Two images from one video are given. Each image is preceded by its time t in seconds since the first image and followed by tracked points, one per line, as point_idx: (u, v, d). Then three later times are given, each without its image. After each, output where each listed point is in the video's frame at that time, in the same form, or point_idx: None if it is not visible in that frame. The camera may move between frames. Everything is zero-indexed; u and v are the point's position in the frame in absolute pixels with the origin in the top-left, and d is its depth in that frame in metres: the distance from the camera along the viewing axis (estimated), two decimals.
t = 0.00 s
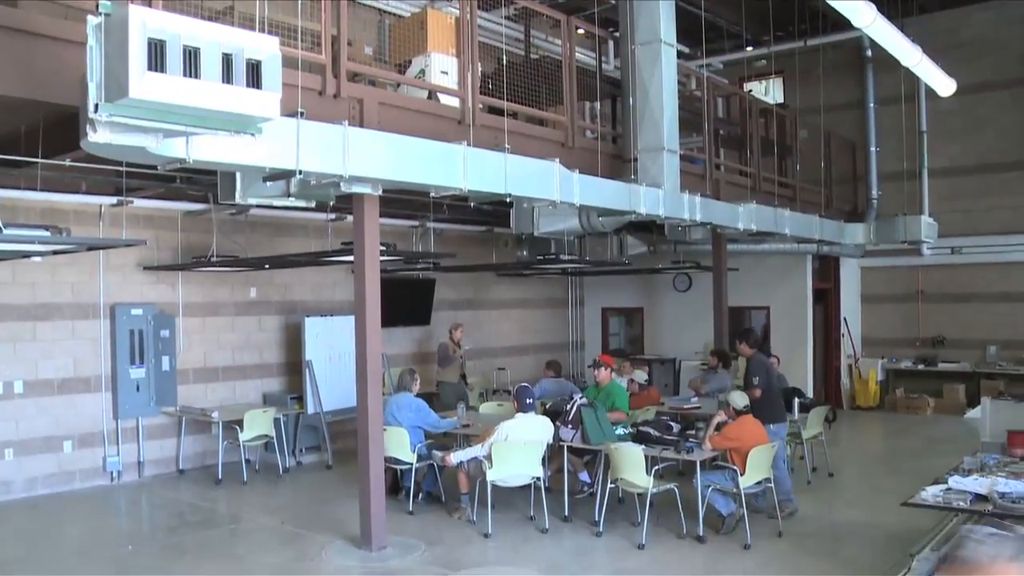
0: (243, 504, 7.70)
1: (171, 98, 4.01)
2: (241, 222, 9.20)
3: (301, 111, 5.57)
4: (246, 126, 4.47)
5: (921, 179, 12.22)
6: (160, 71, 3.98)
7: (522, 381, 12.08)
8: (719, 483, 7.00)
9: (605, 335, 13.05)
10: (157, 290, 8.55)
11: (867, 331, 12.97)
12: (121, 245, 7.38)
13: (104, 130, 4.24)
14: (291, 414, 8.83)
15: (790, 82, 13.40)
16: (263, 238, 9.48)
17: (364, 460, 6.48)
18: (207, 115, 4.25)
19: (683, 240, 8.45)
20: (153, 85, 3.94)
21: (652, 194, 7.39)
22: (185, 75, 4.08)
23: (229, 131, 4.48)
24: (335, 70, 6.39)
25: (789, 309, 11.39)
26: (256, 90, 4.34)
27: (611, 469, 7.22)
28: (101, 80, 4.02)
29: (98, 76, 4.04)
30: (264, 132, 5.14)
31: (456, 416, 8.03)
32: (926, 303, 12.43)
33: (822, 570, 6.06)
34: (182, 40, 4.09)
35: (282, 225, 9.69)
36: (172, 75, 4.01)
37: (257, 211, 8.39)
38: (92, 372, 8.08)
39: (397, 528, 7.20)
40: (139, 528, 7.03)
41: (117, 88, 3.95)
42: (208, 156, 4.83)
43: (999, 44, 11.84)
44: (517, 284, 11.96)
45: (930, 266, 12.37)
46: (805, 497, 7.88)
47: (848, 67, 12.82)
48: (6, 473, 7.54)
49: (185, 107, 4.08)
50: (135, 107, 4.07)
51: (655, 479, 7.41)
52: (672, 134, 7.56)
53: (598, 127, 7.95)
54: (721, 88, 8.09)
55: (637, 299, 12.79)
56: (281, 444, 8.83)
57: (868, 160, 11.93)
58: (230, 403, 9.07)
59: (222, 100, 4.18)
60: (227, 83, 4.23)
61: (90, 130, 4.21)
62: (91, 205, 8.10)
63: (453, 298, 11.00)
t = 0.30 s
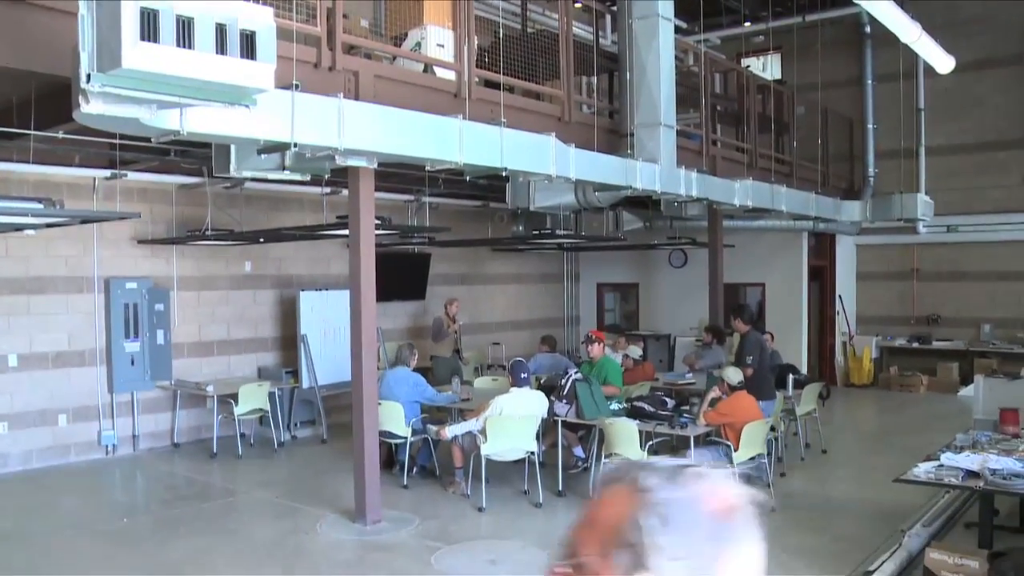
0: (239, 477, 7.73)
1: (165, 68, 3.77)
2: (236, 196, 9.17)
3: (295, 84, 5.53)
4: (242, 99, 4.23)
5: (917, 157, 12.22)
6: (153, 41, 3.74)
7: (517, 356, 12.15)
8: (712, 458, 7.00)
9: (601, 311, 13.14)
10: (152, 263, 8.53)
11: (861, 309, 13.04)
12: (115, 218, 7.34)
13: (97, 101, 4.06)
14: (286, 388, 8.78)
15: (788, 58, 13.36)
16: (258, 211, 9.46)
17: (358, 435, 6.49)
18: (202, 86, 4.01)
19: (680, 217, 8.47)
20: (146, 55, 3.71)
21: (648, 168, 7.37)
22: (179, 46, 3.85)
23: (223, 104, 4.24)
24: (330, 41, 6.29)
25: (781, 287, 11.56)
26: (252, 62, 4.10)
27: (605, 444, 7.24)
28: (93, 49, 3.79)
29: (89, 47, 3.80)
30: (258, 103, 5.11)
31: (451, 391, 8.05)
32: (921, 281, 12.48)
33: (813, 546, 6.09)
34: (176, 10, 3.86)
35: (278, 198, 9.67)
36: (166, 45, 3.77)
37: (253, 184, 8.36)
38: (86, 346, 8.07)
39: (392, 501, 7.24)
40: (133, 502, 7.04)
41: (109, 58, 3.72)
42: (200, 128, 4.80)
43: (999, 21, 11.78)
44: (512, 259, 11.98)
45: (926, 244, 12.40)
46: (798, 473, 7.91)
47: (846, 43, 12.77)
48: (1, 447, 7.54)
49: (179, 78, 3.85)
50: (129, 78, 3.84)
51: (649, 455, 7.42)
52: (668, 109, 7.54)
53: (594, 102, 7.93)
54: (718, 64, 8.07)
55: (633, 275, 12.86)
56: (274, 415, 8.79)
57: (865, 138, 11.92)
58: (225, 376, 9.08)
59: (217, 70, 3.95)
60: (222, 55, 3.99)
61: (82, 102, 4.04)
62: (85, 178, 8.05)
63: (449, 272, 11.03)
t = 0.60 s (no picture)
0: (234, 446, 7.76)
1: (161, 34, 3.72)
2: (231, 165, 9.14)
3: (292, 51, 5.43)
4: (238, 66, 4.16)
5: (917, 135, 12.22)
6: (148, 6, 3.67)
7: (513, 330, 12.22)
8: (707, 432, 7.02)
9: (597, 285, 13.23)
10: (147, 232, 8.50)
11: (858, 287, 13.10)
12: (111, 185, 7.29)
13: (92, 67, 4.01)
14: (282, 358, 8.86)
15: (789, 34, 13.29)
16: (255, 180, 9.43)
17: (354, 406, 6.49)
18: (196, 53, 3.93)
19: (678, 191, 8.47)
20: (141, 20, 3.65)
21: (646, 142, 7.35)
22: (174, 12, 3.78)
23: (219, 71, 4.16)
24: (327, 10, 6.20)
25: (780, 263, 11.62)
26: (247, 28, 4.02)
27: (600, 418, 7.25)
28: (87, 12, 3.71)
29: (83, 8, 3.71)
30: (255, 70, 5.04)
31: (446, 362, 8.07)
32: (917, 259, 12.52)
33: (805, 521, 6.12)
34: None
35: (274, 168, 9.63)
36: (161, 10, 3.71)
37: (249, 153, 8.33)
38: (80, 315, 8.06)
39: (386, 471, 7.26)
40: (128, 470, 7.05)
41: (103, 23, 3.63)
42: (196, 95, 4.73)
43: None
44: (509, 233, 12.01)
45: (924, 223, 12.42)
46: (791, 448, 7.96)
47: (848, 19, 12.69)
48: None
49: (173, 45, 3.78)
50: (123, 44, 3.76)
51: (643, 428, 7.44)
52: (668, 82, 7.51)
53: (593, 74, 7.90)
54: (719, 38, 8.04)
55: (630, 250, 12.91)
56: (270, 387, 8.87)
57: (864, 114, 11.89)
58: (220, 346, 9.09)
59: (211, 38, 3.88)
60: (218, 21, 3.91)
61: (76, 66, 3.97)
62: (79, 145, 8.00)
63: (446, 244, 11.05)
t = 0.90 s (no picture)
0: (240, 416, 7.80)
1: None
2: (237, 135, 9.13)
3: (298, 19, 5.35)
4: (245, 32, 4.09)
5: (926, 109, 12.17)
6: None
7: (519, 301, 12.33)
8: (712, 405, 7.00)
9: (604, 258, 13.32)
10: (153, 202, 8.50)
11: (865, 262, 13.15)
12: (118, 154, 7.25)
13: (98, 34, 4.00)
14: (288, 328, 8.91)
15: (799, 6, 13.19)
16: (260, 150, 9.41)
17: (359, 376, 6.49)
18: (198, 18, 3.84)
19: (686, 163, 8.53)
20: None
21: (653, 113, 7.30)
22: None
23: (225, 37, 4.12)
24: None
25: (787, 237, 11.77)
26: None
27: (605, 389, 7.24)
28: None
29: None
30: (261, 38, 4.98)
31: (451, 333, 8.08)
32: (924, 234, 12.53)
33: (809, 494, 6.12)
34: None
35: (280, 138, 9.62)
36: None
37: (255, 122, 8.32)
38: (87, 285, 8.07)
39: (392, 440, 7.31)
40: (135, 439, 7.09)
41: None
42: (203, 63, 4.70)
43: None
44: (514, 204, 12.11)
45: (932, 197, 12.40)
46: (795, 422, 7.96)
47: None
48: (5, 383, 7.61)
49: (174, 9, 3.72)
50: (124, 8, 3.74)
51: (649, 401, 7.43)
52: (676, 54, 7.48)
53: (601, 46, 7.85)
54: (728, 9, 8.00)
55: (637, 223, 12.97)
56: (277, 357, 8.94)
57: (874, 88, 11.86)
58: (226, 316, 9.13)
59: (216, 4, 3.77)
60: None
61: (81, 33, 3.96)
62: (85, 115, 7.97)
63: (452, 215, 11.11)
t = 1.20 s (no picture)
0: (248, 388, 7.85)
1: None
2: (245, 109, 9.12)
3: None
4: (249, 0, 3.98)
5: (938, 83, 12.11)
6: None
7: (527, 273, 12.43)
8: (720, 378, 6.98)
9: (612, 232, 13.39)
10: (160, 175, 8.51)
11: (873, 236, 13.16)
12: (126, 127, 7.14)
13: (104, 4, 3.97)
14: (296, 301, 8.97)
15: None
16: (268, 124, 9.40)
17: (368, 348, 6.49)
18: None
19: (695, 137, 8.60)
20: None
21: (663, 86, 7.24)
22: None
23: (233, 6, 4.07)
24: None
25: (796, 213, 11.78)
26: None
27: (613, 363, 7.24)
28: None
29: None
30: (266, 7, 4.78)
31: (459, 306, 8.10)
32: (934, 209, 12.50)
33: (816, 469, 6.10)
34: None
35: (288, 111, 9.61)
36: None
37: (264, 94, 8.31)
38: (96, 258, 8.09)
39: (399, 412, 7.34)
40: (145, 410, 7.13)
41: None
42: (213, 35, 4.56)
43: None
44: (521, 178, 12.18)
45: (943, 172, 12.35)
46: (803, 397, 7.94)
47: None
48: (15, 356, 7.66)
49: None
50: None
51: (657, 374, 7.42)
52: (686, 26, 7.42)
53: (611, 18, 7.79)
54: None
55: (646, 197, 13.01)
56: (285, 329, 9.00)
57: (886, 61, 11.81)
58: (234, 290, 9.18)
59: None
60: None
61: (87, 3, 3.94)
62: (92, 88, 7.95)
63: (459, 188, 11.18)
